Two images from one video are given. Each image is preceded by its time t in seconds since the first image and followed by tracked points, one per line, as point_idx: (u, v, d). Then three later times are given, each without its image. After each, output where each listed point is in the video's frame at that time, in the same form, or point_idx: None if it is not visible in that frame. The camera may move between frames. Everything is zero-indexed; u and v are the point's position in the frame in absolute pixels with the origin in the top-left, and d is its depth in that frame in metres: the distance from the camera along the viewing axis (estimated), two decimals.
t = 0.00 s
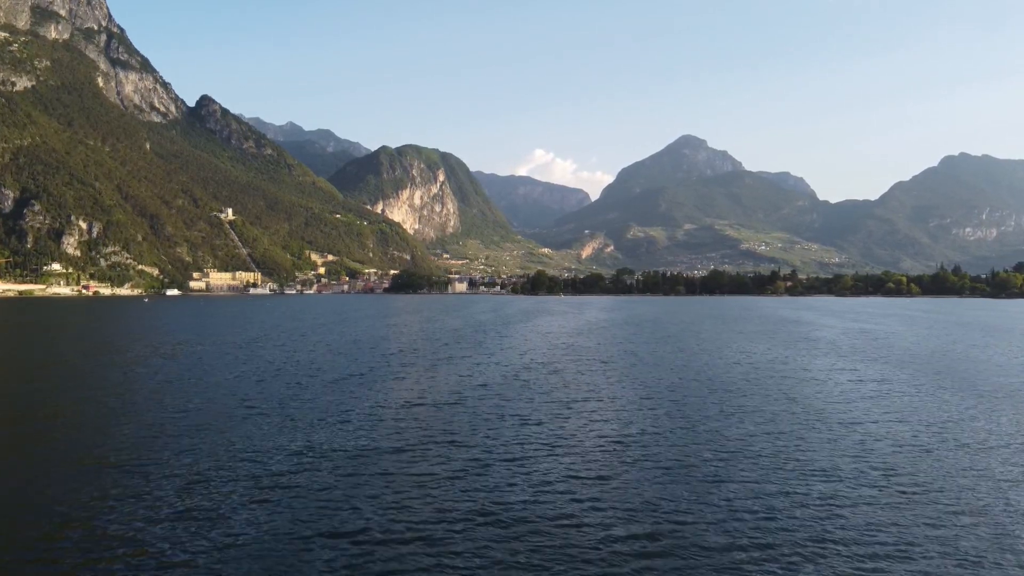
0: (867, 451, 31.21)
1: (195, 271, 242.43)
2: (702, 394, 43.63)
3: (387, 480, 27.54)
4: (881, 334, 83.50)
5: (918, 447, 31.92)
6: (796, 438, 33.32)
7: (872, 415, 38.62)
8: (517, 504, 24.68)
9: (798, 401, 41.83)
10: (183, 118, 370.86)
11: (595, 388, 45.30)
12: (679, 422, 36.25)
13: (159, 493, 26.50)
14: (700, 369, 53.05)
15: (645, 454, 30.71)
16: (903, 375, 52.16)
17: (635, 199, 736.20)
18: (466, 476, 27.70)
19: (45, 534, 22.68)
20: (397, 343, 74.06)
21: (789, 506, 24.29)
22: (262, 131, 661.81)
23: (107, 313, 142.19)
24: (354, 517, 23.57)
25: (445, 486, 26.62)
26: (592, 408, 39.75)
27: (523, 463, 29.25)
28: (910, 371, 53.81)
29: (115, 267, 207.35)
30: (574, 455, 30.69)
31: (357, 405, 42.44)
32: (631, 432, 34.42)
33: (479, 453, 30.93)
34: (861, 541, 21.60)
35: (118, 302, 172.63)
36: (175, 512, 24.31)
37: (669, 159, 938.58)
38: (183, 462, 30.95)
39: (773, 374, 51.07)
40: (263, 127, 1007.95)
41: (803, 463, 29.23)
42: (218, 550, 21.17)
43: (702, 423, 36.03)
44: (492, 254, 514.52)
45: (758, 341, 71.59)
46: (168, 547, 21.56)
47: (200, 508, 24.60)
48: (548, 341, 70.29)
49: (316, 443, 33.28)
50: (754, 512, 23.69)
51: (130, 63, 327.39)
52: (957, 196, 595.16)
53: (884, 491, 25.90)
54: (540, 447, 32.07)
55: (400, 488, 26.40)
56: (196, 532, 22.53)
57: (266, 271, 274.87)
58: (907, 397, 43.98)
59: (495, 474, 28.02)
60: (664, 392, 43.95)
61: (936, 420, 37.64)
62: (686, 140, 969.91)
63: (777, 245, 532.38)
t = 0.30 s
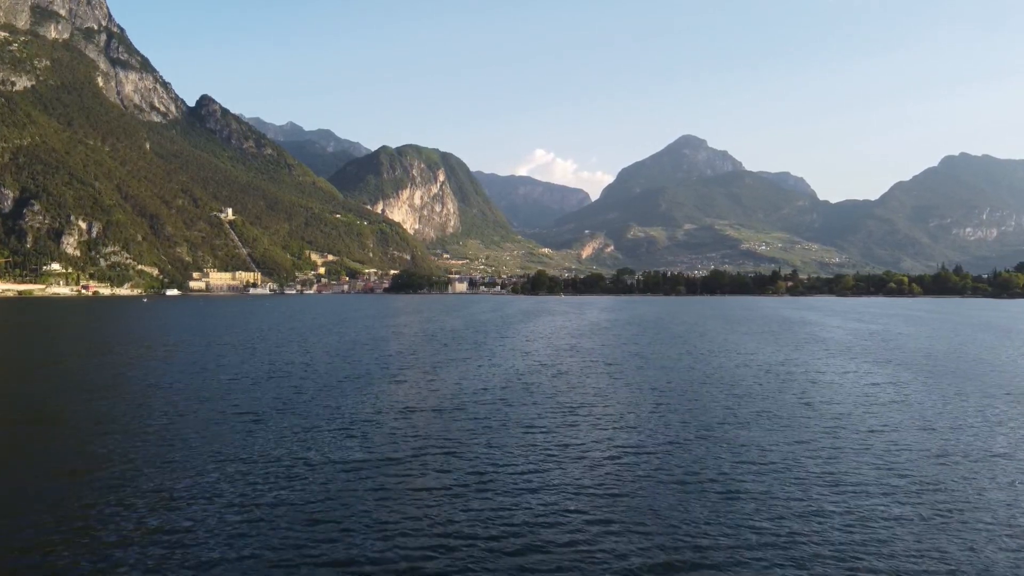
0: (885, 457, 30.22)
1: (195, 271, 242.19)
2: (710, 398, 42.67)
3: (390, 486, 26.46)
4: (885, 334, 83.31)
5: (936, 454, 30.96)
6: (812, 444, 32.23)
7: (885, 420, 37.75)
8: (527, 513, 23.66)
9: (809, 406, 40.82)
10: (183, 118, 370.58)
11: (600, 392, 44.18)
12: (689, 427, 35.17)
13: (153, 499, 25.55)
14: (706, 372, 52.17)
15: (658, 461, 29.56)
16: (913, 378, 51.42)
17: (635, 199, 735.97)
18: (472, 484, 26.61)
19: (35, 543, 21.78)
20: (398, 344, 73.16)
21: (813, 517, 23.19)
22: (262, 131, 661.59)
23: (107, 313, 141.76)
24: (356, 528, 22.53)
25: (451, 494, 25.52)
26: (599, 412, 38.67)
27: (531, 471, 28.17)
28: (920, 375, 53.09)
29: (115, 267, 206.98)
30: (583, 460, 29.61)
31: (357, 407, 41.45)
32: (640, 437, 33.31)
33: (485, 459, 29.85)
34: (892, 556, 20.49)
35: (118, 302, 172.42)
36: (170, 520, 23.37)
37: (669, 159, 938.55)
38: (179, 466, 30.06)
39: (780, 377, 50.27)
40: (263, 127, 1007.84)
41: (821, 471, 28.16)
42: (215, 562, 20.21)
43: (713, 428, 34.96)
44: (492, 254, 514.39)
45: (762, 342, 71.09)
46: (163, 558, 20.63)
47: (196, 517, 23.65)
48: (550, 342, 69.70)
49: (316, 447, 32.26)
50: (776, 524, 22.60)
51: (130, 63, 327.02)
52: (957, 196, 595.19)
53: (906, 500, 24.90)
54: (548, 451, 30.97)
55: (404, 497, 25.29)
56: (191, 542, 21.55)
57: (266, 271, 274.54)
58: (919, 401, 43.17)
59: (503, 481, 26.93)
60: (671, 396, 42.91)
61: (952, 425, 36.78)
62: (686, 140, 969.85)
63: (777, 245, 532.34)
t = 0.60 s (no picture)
0: (911, 465, 28.71)
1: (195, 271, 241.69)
2: (721, 404, 41.20)
3: (388, 503, 24.71)
4: (890, 334, 82.67)
5: (961, 460, 29.56)
6: (833, 452, 30.62)
7: (904, 423, 36.53)
8: (534, 531, 22.01)
9: (825, 411, 39.29)
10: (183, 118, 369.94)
11: (605, 398, 42.80)
12: (703, 436, 33.46)
13: (140, 510, 24.24)
14: (716, 376, 50.76)
15: (672, 472, 27.85)
16: (924, 379, 50.40)
17: (635, 199, 735.31)
18: (476, 499, 24.97)
19: (13, 557, 20.58)
20: (397, 346, 71.79)
21: (846, 533, 21.61)
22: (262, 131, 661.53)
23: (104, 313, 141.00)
24: (351, 548, 20.93)
25: (455, 510, 23.88)
26: (605, 420, 37.01)
27: (539, 484, 26.51)
28: (930, 375, 52.14)
29: (114, 267, 206.45)
30: (593, 473, 27.88)
31: (355, 413, 39.92)
32: (652, 447, 31.57)
33: (490, 473, 28.06)
34: None
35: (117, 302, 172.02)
36: (155, 534, 21.94)
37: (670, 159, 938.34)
38: (168, 474, 28.68)
39: (790, 380, 49.19)
40: (264, 127, 1007.19)
41: (847, 481, 26.58)
42: None
43: (728, 437, 33.29)
44: (492, 254, 514.07)
45: (766, 343, 70.32)
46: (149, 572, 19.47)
47: (185, 530, 22.28)
48: (551, 343, 68.87)
49: (312, 458, 30.68)
50: (810, 542, 20.89)
51: (130, 63, 326.76)
52: (958, 196, 594.71)
53: (937, 511, 23.50)
54: (555, 464, 29.23)
55: (405, 513, 23.67)
56: (178, 555, 20.33)
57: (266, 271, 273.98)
58: (934, 403, 42.07)
59: (510, 496, 25.17)
60: (681, 403, 41.24)
61: (970, 429, 35.65)
62: (686, 140, 969.77)
63: (777, 245, 532.02)
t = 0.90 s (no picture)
0: (930, 467, 27.70)
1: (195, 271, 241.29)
2: (729, 405, 40.03)
3: (387, 505, 23.37)
4: (892, 335, 82.09)
5: (984, 464, 28.32)
6: (850, 454, 29.43)
7: (915, 426, 35.78)
8: (542, 546, 19.88)
9: (836, 413, 38.20)
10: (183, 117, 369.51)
11: (611, 400, 41.15)
12: (713, 436, 32.17)
13: (131, 514, 23.36)
14: (721, 378, 49.85)
15: (684, 472, 26.50)
16: (930, 382, 49.84)
17: (635, 199, 734.73)
18: (479, 500, 23.62)
19: None
20: (397, 347, 70.83)
21: (874, 537, 20.41)
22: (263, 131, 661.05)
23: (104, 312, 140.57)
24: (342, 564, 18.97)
25: (458, 512, 22.54)
26: (610, 420, 35.65)
27: (545, 484, 25.18)
28: (936, 378, 51.57)
29: (114, 267, 206.20)
30: (604, 480, 25.82)
31: (351, 414, 38.71)
32: (661, 446, 30.25)
33: (492, 472, 26.68)
34: None
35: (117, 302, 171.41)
36: (136, 543, 20.64)
37: (670, 159, 938.47)
38: (161, 477, 27.80)
39: (796, 383, 48.41)
40: (264, 127, 1006.91)
41: (869, 483, 25.32)
42: None
43: (741, 437, 31.96)
44: (493, 253, 513.88)
45: (772, 345, 69.26)
46: None
47: (176, 534, 21.36)
48: (553, 345, 67.65)
49: (306, 458, 29.49)
50: (837, 546, 19.72)
51: (130, 62, 326.11)
52: (958, 196, 594.48)
53: (969, 517, 22.01)
54: (561, 464, 27.86)
55: (406, 517, 22.21)
56: (160, 565, 19.11)
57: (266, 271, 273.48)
58: (943, 406, 41.46)
59: (516, 498, 23.87)
60: (687, 404, 40.03)
61: (983, 432, 34.90)
62: (686, 140, 969.88)
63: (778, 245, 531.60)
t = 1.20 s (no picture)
0: (940, 473, 27.50)
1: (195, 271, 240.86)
2: (732, 410, 39.68)
3: (396, 517, 22.93)
4: (894, 334, 82.03)
5: (993, 468, 28.33)
6: (860, 461, 29.12)
7: (919, 426, 35.64)
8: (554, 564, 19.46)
9: (841, 417, 37.98)
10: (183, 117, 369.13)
11: (616, 404, 40.93)
12: (719, 443, 31.81)
13: (134, 518, 23.08)
14: (723, 380, 49.58)
15: (695, 483, 26.10)
16: (932, 381, 49.71)
17: (636, 199, 734.07)
18: (489, 513, 23.17)
19: None
20: (396, 349, 70.50)
21: (897, 552, 20.13)
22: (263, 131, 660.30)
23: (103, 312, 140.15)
24: None
25: (469, 525, 22.11)
26: (614, 427, 35.23)
27: (555, 497, 24.75)
28: (937, 377, 51.46)
29: (113, 267, 205.72)
30: (614, 490, 25.43)
31: (351, 419, 38.25)
32: (670, 456, 29.83)
33: (500, 484, 26.22)
34: None
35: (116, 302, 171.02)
36: (147, 548, 20.53)
37: (670, 159, 937.59)
38: (161, 480, 27.46)
39: (798, 383, 48.23)
40: (264, 127, 1005.78)
41: (884, 494, 25.03)
42: None
43: (748, 445, 31.60)
44: (493, 253, 513.40)
45: (774, 345, 69.22)
46: None
47: (180, 539, 21.05)
48: (556, 346, 67.58)
49: (307, 465, 29.03)
50: (856, 562, 19.46)
51: (130, 62, 325.71)
52: (959, 196, 593.70)
53: (984, 526, 21.93)
54: (569, 474, 27.45)
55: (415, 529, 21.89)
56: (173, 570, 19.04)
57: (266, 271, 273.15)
58: (946, 405, 41.35)
59: (527, 509, 23.48)
60: (691, 408, 39.64)
61: (990, 433, 34.86)
62: (686, 140, 969.21)
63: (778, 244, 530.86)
